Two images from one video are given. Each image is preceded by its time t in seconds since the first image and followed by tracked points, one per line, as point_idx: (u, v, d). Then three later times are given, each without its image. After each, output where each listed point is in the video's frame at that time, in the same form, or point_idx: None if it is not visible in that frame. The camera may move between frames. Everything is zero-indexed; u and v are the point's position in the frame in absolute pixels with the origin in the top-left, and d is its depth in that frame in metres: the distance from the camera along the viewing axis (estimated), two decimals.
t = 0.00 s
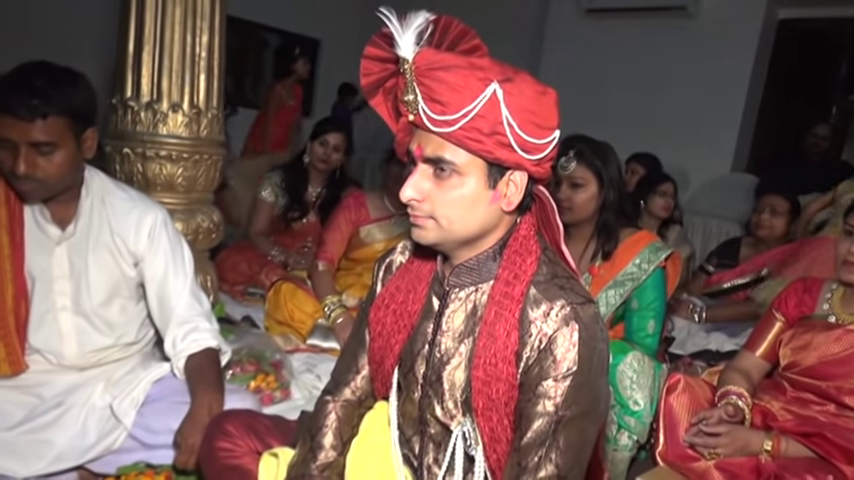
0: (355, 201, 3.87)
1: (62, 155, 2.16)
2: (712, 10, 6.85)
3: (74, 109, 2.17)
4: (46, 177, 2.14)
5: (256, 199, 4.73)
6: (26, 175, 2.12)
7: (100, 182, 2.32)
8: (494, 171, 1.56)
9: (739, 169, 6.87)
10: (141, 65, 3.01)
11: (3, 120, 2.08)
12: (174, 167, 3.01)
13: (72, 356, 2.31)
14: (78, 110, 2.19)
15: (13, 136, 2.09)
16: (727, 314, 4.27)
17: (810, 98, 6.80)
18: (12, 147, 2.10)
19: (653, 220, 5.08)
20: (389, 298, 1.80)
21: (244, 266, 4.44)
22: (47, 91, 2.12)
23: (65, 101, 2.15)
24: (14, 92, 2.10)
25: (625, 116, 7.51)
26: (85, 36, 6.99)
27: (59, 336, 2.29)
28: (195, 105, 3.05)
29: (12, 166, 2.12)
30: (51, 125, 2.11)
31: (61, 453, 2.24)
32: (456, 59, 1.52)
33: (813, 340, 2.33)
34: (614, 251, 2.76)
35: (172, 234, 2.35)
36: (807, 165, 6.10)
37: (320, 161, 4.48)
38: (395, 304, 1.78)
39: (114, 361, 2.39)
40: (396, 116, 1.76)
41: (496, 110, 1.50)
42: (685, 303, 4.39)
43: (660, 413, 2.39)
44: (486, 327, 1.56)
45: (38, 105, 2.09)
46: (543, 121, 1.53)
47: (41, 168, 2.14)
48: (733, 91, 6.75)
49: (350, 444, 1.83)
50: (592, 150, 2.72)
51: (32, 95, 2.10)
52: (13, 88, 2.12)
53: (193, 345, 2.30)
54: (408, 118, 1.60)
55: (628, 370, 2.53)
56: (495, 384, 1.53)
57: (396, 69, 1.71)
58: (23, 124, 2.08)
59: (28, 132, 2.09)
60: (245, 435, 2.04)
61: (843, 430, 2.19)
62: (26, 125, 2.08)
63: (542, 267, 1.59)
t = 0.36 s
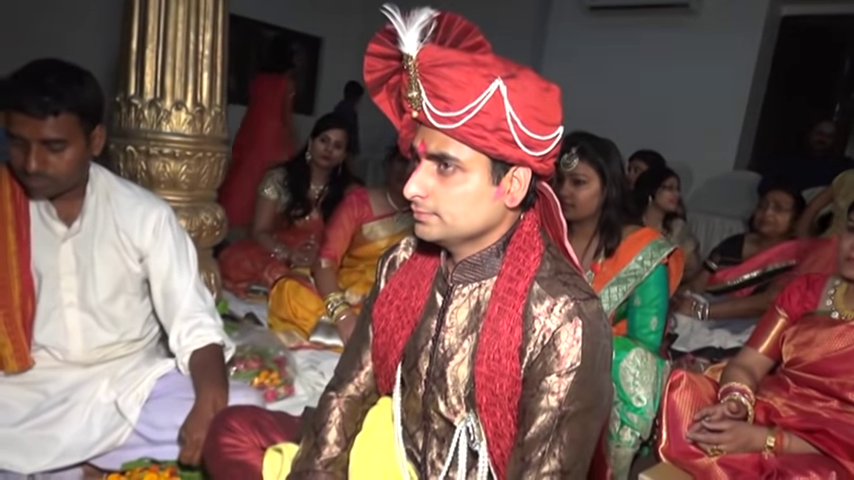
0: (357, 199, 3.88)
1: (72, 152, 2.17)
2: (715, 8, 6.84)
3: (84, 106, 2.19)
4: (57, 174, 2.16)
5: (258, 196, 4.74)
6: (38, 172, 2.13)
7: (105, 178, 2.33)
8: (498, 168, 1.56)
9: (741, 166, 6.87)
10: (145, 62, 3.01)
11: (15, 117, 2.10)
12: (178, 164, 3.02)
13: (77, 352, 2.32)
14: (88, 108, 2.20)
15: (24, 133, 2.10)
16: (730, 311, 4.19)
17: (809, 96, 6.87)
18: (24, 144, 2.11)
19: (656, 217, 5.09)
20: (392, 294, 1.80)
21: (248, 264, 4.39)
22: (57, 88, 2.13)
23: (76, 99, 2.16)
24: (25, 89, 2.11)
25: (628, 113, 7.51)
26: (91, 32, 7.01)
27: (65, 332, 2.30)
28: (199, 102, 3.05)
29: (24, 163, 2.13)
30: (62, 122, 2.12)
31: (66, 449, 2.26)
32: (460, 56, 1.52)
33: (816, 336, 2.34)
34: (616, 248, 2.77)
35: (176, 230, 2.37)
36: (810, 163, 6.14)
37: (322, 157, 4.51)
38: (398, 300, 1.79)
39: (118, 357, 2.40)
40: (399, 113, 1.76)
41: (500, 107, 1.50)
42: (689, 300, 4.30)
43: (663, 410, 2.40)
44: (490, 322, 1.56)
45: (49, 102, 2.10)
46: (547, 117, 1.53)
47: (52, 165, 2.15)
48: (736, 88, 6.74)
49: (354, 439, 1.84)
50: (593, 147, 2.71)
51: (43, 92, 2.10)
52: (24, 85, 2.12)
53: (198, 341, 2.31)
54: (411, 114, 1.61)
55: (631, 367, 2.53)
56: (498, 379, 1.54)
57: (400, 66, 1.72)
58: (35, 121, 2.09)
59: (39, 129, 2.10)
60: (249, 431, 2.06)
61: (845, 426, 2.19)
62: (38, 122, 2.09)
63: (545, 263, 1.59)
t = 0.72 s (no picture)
0: (363, 196, 3.89)
1: (78, 155, 2.18)
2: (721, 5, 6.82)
3: (90, 109, 2.20)
4: (62, 177, 2.16)
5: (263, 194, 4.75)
6: (43, 175, 2.14)
7: (110, 178, 2.35)
8: (503, 164, 1.56)
9: (747, 164, 6.86)
10: (151, 61, 3.02)
11: (19, 121, 2.10)
12: (184, 162, 3.03)
13: (84, 351, 2.33)
14: (93, 111, 2.21)
15: (30, 137, 2.11)
16: (736, 309, 4.18)
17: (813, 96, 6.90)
18: (29, 147, 2.12)
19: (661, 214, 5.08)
20: (397, 291, 1.81)
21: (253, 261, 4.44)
22: (63, 92, 2.14)
23: (82, 102, 2.17)
24: (31, 93, 2.12)
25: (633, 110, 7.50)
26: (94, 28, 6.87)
27: (72, 331, 2.31)
28: (204, 100, 3.06)
29: (29, 167, 2.14)
30: (67, 126, 2.13)
31: (74, 444, 2.26)
32: (465, 53, 1.52)
33: (821, 333, 2.33)
34: (622, 246, 2.77)
35: (181, 228, 2.38)
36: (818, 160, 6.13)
37: (327, 155, 4.50)
38: (403, 296, 1.79)
39: (126, 354, 2.41)
40: (405, 111, 1.77)
41: (505, 103, 1.50)
42: (693, 298, 4.31)
43: (668, 408, 2.41)
44: (495, 318, 1.57)
45: (56, 106, 2.11)
46: (552, 114, 1.54)
47: (57, 168, 2.15)
48: (742, 85, 6.73)
49: (359, 435, 1.85)
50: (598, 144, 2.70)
51: (49, 96, 2.11)
52: (30, 89, 2.13)
53: (203, 338, 2.32)
54: (417, 112, 1.61)
55: (636, 365, 2.53)
56: (504, 376, 1.54)
57: (404, 64, 1.72)
58: (40, 125, 2.10)
59: (45, 133, 2.11)
60: (255, 427, 2.06)
61: (850, 423, 2.18)
62: (43, 126, 2.10)
63: (550, 259, 1.59)
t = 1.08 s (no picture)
0: (371, 197, 3.90)
1: (90, 159, 2.19)
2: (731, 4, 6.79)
3: (102, 114, 2.21)
4: (75, 181, 2.18)
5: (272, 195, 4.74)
6: (56, 180, 2.15)
7: (121, 179, 2.35)
8: (514, 164, 1.56)
9: (757, 163, 6.83)
10: (161, 63, 3.04)
11: (32, 127, 2.12)
12: (194, 163, 3.04)
13: (97, 351, 2.35)
14: (106, 115, 2.23)
15: (42, 142, 2.12)
16: (746, 310, 4.14)
17: (823, 96, 6.91)
18: (41, 152, 2.14)
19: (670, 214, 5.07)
20: (407, 290, 1.81)
21: (262, 262, 4.47)
22: (75, 96, 2.16)
23: (95, 107, 2.19)
24: (43, 97, 2.13)
25: (642, 110, 7.49)
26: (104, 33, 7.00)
27: (85, 332, 2.33)
28: (214, 101, 3.07)
29: (42, 172, 2.15)
30: (80, 130, 2.15)
31: (86, 443, 2.28)
32: (475, 53, 1.52)
33: (834, 333, 2.33)
34: (634, 244, 2.76)
35: (193, 229, 2.38)
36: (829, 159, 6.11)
37: (335, 157, 4.54)
38: (413, 296, 1.79)
39: (137, 354, 2.43)
40: (415, 111, 1.77)
41: (515, 103, 1.50)
42: (704, 298, 4.28)
43: (678, 408, 2.39)
44: (506, 318, 1.56)
45: (68, 111, 2.12)
46: (563, 113, 1.53)
47: (69, 173, 2.17)
48: (751, 85, 6.71)
49: (370, 435, 1.85)
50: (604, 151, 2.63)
51: (62, 102, 2.13)
52: (43, 94, 2.14)
53: (215, 339, 2.33)
54: (427, 112, 1.61)
55: (646, 365, 2.51)
56: (515, 375, 1.54)
57: (415, 64, 1.72)
58: (53, 130, 2.12)
59: (58, 138, 2.13)
60: (266, 426, 2.07)
61: None
62: (56, 131, 2.12)
63: (561, 259, 1.59)
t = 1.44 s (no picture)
0: (389, 195, 3.91)
1: (115, 157, 2.22)
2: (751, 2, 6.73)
3: (126, 113, 2.24)
4: (100, 178, 2.20)
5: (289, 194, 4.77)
6: (81, 178, 2.17)
7: (144, 178, 2.39)
8: (535, 162, 1.56)
9: (777, 163, 6.77)
10: (181, 62, 3.06)
11: (58, 125, 2.14)
12: (213, 162, 3.06)
13: (119, 347, 2.38)
14: (130, 114, 2.26)
15: (68, 141, 2.15)
16: (764, 311, 4.11)
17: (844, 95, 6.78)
18: (67, 151, 2.16)
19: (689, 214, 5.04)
20: (427, 289, 1.81)
21: (280, 260, 4.45)
22: (101, 95, 2.18)
23: (120, 106, 2.22)
24: (68, 95, 2.16)
25: (660, 110, 7.44)
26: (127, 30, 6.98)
27: (107, 329, 2.36)
28: (233, 100, 3.09)
29: (68, 170, 2.17)
30: (106, 130, 2.18)
31: (108, 438, 2.29)
32: (496, 50, 1.52)
33: None
34: (657, 240, 2.73)
35: (213, 229, 2.43)
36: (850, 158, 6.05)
37: (352, 155, 4.54)
38: (434, 294, 1.79)
39: (158, 351, 2.46)
40: (435, 108, 1.77)
41: (537, 101, 1.49)
42: (722, 298, 4.25)
43: (698, 408, 2.39)
44: (527, 317, 1.56)
45: (93, 110, 2.15)
46: (585, 111, 1.53)
47: (94, 171, 2.19)
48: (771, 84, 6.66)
49: (389, 432, 1.85)
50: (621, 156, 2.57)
51: (86, 101, 2.15)
52: (68, 92, 2.17)
53: (235, 336, 2.36)
54: (448, 110, 1.61)
55: (666, 365, 2.51)
56: (536, 374, 1.53)
57: (436, 62, 1.72)
58: (79, 129, 2.14)
59: (84, 136, 2.15)
60: (287, 422, 2.09)
61: None
62: (82, 130, 2.15)
63: (582, 258, 1.58)
